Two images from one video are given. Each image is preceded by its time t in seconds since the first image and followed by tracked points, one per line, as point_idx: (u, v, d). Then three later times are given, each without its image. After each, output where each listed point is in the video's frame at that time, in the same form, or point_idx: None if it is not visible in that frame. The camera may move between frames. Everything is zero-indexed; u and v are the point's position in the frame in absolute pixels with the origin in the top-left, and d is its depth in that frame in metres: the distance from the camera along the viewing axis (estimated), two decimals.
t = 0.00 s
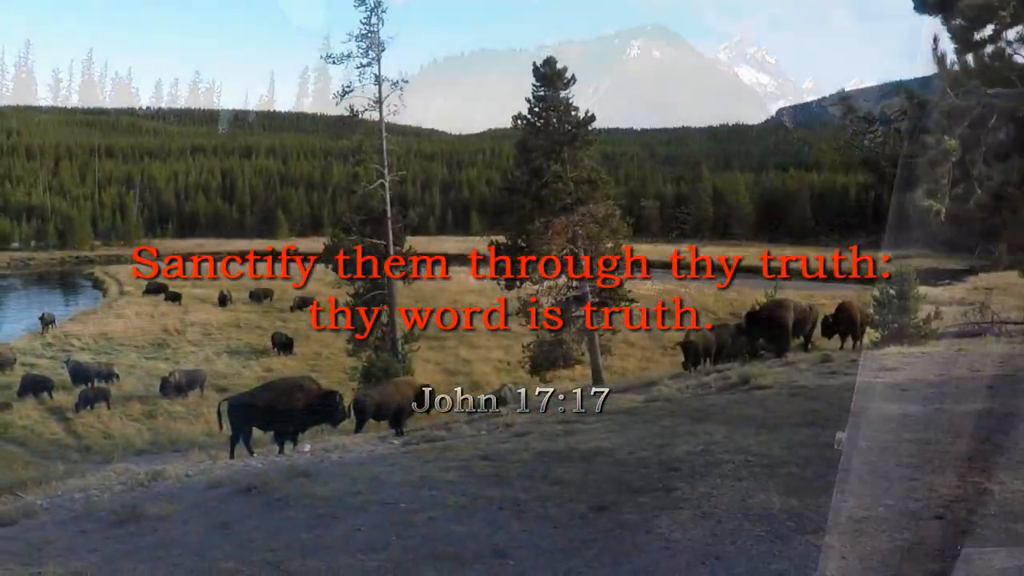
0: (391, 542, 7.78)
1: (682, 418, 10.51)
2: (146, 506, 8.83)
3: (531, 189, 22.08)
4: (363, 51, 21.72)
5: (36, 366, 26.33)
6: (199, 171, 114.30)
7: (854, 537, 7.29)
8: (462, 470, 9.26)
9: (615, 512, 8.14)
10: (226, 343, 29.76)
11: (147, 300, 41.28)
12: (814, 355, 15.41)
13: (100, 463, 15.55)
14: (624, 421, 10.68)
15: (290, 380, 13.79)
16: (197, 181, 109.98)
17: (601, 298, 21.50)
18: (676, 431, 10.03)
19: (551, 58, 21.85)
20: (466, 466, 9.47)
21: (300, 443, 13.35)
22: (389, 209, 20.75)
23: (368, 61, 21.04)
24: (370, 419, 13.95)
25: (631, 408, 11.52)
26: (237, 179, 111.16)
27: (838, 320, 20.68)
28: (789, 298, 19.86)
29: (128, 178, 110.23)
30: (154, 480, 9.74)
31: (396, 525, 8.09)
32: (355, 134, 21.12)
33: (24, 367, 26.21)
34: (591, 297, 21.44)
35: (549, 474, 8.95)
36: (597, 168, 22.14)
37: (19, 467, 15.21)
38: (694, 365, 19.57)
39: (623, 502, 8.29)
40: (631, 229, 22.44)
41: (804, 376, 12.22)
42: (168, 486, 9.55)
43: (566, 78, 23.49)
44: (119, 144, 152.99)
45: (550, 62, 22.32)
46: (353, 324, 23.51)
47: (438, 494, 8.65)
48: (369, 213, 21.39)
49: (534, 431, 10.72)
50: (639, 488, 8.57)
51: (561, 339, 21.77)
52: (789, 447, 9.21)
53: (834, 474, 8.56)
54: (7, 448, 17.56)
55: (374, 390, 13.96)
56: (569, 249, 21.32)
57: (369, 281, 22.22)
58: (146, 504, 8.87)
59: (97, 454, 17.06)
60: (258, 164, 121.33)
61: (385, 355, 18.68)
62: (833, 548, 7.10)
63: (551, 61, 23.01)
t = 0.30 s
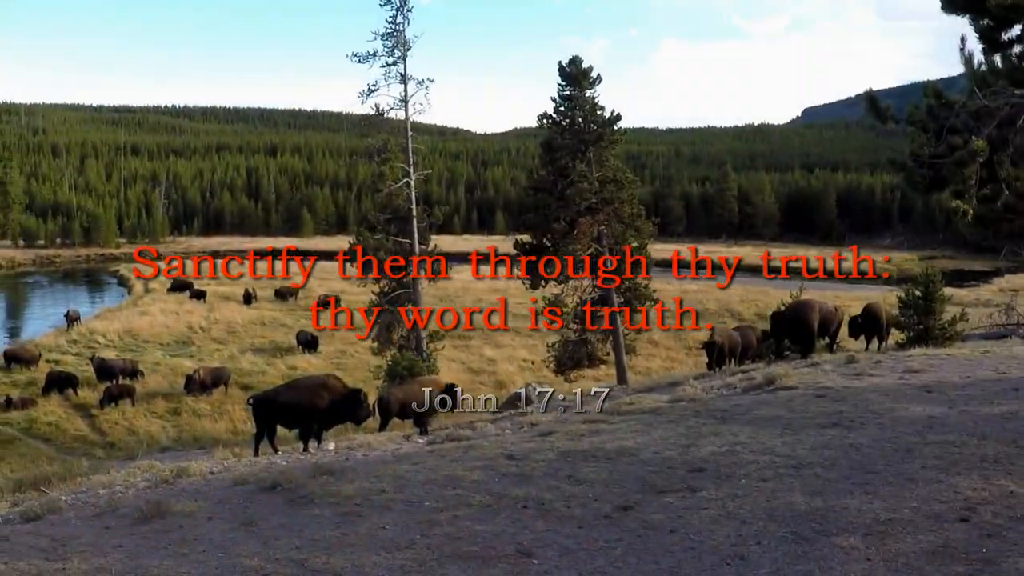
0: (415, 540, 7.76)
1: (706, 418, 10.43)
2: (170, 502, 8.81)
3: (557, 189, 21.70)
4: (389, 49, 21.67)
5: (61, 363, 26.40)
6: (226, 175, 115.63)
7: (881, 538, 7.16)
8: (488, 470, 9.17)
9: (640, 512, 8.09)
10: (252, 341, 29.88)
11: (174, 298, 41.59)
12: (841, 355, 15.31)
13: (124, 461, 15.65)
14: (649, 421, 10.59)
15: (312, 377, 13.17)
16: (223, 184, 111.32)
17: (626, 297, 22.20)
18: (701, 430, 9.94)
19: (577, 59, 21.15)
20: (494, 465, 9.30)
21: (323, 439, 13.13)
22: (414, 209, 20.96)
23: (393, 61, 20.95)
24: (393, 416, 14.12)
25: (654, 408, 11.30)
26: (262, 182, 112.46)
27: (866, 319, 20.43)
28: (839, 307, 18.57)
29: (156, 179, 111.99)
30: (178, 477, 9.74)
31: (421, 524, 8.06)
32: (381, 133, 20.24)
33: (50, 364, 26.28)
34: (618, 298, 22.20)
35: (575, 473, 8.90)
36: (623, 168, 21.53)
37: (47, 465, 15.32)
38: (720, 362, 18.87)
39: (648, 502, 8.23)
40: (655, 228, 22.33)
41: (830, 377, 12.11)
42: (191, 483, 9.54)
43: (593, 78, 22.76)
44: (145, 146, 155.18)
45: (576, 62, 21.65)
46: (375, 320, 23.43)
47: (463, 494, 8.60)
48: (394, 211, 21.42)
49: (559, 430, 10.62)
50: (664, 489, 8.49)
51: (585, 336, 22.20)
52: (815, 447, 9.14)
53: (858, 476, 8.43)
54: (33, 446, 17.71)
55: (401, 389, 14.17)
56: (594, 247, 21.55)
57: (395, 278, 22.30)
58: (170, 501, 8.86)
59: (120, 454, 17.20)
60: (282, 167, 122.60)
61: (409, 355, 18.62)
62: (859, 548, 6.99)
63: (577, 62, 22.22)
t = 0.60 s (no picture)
0: (439, 543, 7.75)
1: (731, 422, 10.39)
2: (194, 502, 8.82)
3: (582, 191, 21.79)
4: (414, 51, 21.70)
5: (86, 362, 26.50)
6: (250, 176, 116.27)
7: (906, 543, 7.11)
8: (512, 472, 9.13)
9: (664, 515, 8.05)
10: (276, 341, 29.96)
11: (199, 298, 41.76)
12: (865, 360, 15.21)
13: (149, 461, 15.70)
14: (674, 424, 10.55)
15: (335, 379, 13.20)
16: (248, 185, 111.97)
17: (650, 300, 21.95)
18: (725, 434, 9.91)
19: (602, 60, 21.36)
20: (517, 468, 9.27)
21: (346, 439, 13.11)
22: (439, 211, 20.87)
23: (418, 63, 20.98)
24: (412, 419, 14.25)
25: (679, 411, 11.25)
26: (287, 183, 112.95)
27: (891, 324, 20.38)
28: (862, 311, 18.50)
29: (184, 180, 113.53)
30: (202, 477, 9.73)
31: (445, 526, 8.04)
32: (406, 135, 20.37)
33: (75, 363, 26.37)
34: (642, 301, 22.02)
35: (599, 477, 8.87)
36: (648, 170, 21.72)
37: (75, 463, 15.37)
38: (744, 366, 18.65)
39: (671, 507, 8.19)
40: (679, 231, 22.30)
41: (855, 382, 12.03)
42: (215, 483, 9.54)
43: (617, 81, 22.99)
44: (171, 147, 156.43)
45: (602, 64, 21.80)
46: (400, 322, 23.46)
47: (486, 497, 8.55)
48: (419, 213, 21.34)
49: (583, 433, 10.59)
50: (688, 493, 8.45)
51: (610, 339, 22.06)
52: (839, 452, 9.10)
53: (882, 481, 8.39)
54: (58, 446, 17.78)
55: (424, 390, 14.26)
56: (619, 250, 21.61)
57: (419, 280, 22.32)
58: (194, 501, 8.86)
59: (144, 454, 17.24)
60: (307, 168, 123.16)
61: (433, 356, 18.57)
62: (884, 554, 6.93)
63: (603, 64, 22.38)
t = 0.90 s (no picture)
0: (463, 543, 7.73)
1: (754, 424, 10.37)
2: (218, 500, 8.82)
3: (606, 193, 21.65)
4: (439, 53, 21.66)
5: (110, 359, 26.64)
6: (274, 176, 116.91)
7: (930, 548, 7.04)
8: (536, 473, 9.13)
9: (687, 518, 8.03)
10: (299, 340, 30.02)
11: (222, 296, 41.97)
12: (889, 364, 15.19)
13: (171, 458, 15.76)
14: (697, 426, 10.52)
15: (360, 378, 13.22)
16: (272, 184, 112.61)
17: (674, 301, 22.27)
18: (749, 436, 9.89)
19: (628, 60, 21.35)
20: (541, 469, 9.26)
21: (368, 439, 13.20)
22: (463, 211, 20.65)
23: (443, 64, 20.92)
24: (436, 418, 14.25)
25: (703, 413, 11.23)
26: (311, 183, 113.47)
27: (912, 329, 20.31)
28: (887, 315, 18.38)
29: (209, 179, 114.70)
30: (226, 475, 9.72)
31: (468, 526, 8.03)
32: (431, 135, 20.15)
33: (99, 360, 26.51)
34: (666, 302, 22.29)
35: (622, 479, 8.85)
36: (674, 172, 21.51)
37: (101, 458, 15.44)
38: (767, 369, 18.41)
39: (695, 509, 8.16)
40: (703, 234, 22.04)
41: (880, 385, 11.99)
42: (239, 481, 9.53)
43: (644, 82, 22.87)
44: (194, 146, 157.50)
45: (627, 66, 21.73)
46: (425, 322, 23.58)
47: (509, 498, 8.55)
48: (444, 214, 21.25)
49: (607, 434, 10.57)
50: (711, 495, 8.43)
51: (634, 341, 22.28)
52: (863, 455, 9.06)
53: (906, 485, 8.34)
54: (82, 443, 17.86)
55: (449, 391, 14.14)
56: (643, 252, 21.36)
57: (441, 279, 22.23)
58: (218, 499, 8.87)
59: (166, 452, 17.29)
60: (331, 169, 123.62)
61: (457, 356, 18.52)
62: (910, 558, 6.88)
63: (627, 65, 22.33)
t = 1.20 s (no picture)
0: (484, 545, 7.71)
1: (776, 427, 10.35)
2: (239, 499, 8.82)
3: (629, 195, 21.64)
4: (463, 53, 21.60)
5: (132, 358, 26.69)
6: (297, 176, 117.18)
7: (952, 553, 6.99)
8: (558, 475, 9.13)
9: (709, 521, 8.00)
10: (321, 340, 30.04)
11: (244, 296, 42.08)
12: (913, 367, 15.14)
13: (193, 457, 15.77)
14: (719, 429, 10.49)
15: (380, 378, 13.15)
16: (295, 184, 112.91)
17: (696, 304, 22.12)
18: (771, 440, 9.86)
19: (652, 62, 21.26)
20: (563, 471, 9.24)
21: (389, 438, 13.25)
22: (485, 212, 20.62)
23: (468, 65, 20.83)
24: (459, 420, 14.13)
25: (724, 416, 11.20)
26: (333, 184, 113.72)
27: (935, 333, 20.28)
28: (910, 319, 18.37)
29: (231, 179, 115.23)
30: (248, 474, 9.69)
31: (490, 528, 8.01)
32: (454, 136, 20.11)
33: (122, 359, 26.57)
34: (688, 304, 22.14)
35: (644, 482, 8.82)
36: (696, 174, 21.49)
37: (124, 457, 15.47)
38: (789, 373, 18.40)
39: (717, 513, 8.12)
40: (725, 235, 22.02)
41: (903, 389, 11.95)
42: (260, 480, 9.52)
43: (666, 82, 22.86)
44: (217, 146, 158.32)
45: (650, 67, 21.71)
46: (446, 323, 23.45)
47: (530, 501, 8.52)
48: (467, 215, 21.25)
49: (628, 436, 10.55)
50: (733, 498, 8.40)
51: (656, 343, 22.20)
52: (885, 459, 9.04)
53: (928, 490, 8.30)
54: (104, 441, 17.92)
55: (470, 390, 13.98)
56: (666, 254, 21.46)
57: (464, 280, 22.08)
58: (240, 498, 8.85)
59: (187, 450, 17.33)
60: (354, 169, 123.78)
61: (479, 357, 18.50)
62: (932, 563, 6.83)
63: (649, 66, 22.29)
